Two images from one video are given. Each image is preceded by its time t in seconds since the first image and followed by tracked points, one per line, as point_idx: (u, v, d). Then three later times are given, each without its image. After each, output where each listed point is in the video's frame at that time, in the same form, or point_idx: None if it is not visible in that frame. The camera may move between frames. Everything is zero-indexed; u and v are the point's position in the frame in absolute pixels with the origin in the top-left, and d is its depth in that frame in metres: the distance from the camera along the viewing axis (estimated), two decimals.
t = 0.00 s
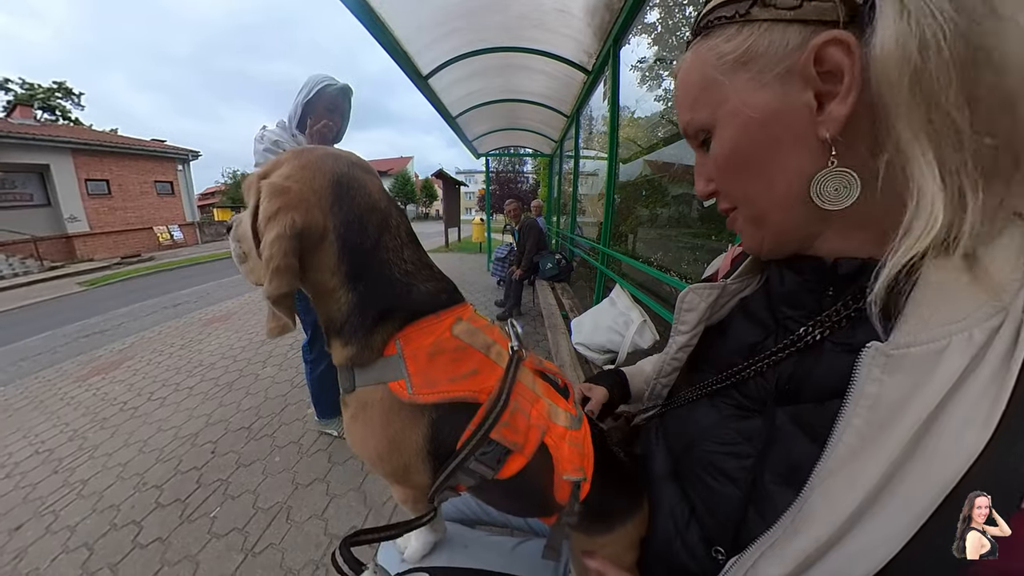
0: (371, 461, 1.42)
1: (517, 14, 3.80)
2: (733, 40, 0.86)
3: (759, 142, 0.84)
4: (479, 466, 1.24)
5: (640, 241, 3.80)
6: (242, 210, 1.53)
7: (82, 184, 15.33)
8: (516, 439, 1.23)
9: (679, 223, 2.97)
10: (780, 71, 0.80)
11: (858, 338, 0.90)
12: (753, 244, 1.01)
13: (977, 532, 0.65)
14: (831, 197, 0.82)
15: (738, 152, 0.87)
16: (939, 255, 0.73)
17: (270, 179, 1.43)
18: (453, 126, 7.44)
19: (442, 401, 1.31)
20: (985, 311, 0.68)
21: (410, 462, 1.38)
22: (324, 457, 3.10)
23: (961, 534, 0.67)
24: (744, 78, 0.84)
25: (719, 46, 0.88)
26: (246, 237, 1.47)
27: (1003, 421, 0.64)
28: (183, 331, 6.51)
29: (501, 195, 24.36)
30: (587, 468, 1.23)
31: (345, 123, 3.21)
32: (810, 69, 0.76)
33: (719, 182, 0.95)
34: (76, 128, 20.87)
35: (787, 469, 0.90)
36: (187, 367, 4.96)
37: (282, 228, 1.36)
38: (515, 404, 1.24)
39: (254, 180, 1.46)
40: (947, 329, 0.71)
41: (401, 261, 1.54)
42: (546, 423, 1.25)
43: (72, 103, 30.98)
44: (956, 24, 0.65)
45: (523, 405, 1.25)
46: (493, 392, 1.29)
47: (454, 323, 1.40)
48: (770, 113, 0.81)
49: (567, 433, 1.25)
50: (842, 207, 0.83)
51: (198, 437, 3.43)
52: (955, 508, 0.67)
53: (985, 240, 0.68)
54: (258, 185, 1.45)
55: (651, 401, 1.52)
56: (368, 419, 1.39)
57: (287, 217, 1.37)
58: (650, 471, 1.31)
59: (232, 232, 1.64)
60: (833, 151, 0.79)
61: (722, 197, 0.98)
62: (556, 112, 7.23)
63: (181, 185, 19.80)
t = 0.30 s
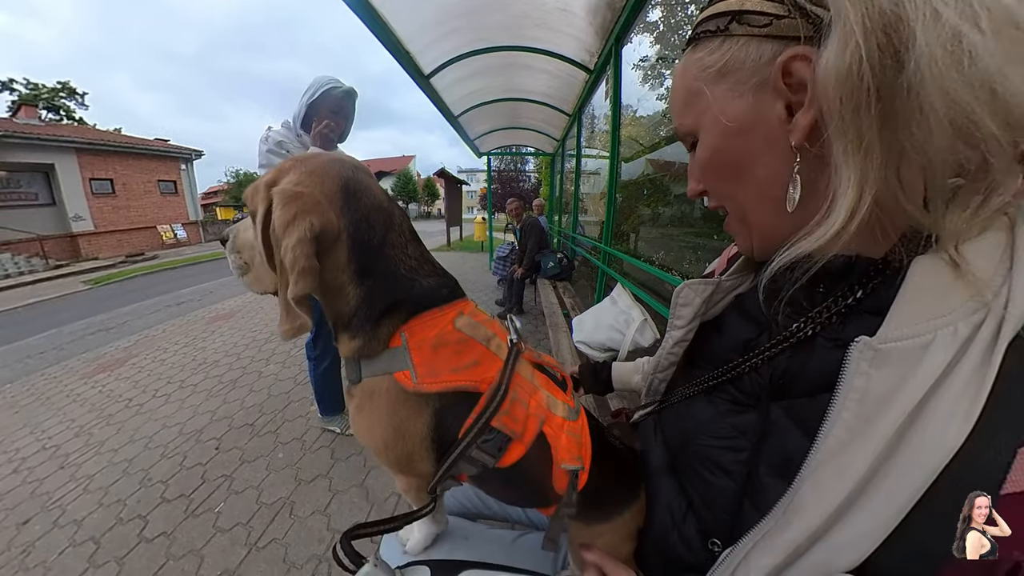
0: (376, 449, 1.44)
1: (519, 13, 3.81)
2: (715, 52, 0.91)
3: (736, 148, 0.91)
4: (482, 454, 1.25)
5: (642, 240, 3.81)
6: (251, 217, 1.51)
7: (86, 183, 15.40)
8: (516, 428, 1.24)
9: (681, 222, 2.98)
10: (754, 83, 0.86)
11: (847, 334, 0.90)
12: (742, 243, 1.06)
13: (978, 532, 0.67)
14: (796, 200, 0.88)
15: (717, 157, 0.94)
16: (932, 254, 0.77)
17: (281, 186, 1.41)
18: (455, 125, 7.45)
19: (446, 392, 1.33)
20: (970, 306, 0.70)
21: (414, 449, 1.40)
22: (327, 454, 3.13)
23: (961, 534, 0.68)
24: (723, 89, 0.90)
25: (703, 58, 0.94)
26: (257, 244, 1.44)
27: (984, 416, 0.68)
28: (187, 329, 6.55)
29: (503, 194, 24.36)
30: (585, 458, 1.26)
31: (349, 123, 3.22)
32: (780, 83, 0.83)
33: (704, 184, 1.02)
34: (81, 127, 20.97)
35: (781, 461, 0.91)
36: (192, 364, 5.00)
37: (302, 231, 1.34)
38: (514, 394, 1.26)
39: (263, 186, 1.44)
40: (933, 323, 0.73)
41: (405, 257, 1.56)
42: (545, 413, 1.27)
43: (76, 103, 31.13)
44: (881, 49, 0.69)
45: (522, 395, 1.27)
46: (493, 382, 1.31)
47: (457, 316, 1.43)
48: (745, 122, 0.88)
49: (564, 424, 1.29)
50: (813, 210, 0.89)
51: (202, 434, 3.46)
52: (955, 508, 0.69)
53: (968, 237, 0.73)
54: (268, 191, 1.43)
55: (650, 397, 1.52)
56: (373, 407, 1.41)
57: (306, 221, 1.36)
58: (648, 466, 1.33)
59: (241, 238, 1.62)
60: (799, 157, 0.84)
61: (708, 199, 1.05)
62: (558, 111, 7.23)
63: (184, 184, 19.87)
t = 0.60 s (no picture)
0: (374, 451, 1.44)
1: (521, 11, 3.80)
2: (718, 52, 0.90)
3: (743, 148, 0.90)
4: (482, 458, 1.25)
5: (644, 240, 3.80)
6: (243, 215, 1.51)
7: (91, 183, 15.48)
8: (517, 431, 1.23)
9: (683, 221, 2.97)
10: (762, 81, 0.85)
11: (858, 338, 0.90)
12: (747, 246, 1.05)
13: (977, 532, 0.67)
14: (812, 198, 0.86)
15: (724, 157, 0.93)
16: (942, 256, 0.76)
17: (275, 182, 1.41)
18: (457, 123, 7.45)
19: (446, 393, 1.32)
20: (984, 307, 0.69)
21: (413, 452, 1.39)
22: (328, 452, 3.14)
23: (960, 534, 0.68)
24: (729, 89, 0.89)
25: (706, 60, 0.94)
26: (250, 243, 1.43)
27: (1000, 418, 0.65)
28: (190, 327, 6.58)
29: (505, 192, 24.33)
30: (586, 461, 1.25)
31: (354, 123, 3.22)
32: (790, 79, 0.81)
33: (709, 186, 1.01)
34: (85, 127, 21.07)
35: (789, 466, 0.91)
36: (194, 363, 5.02)
37: (298, 230, 1.34)
38: (517, 395, 1.26)
39: (257, 184, 1.43)
40: (945, 326, 0.72)
41: (404, 256, 1.56)
42: (547, 415, 1.27)
43: (80, 102, 31.27)
44: (892, 40, 0.69)
45: (523, 397, 1.27)
46: (494, 384, 1.31)
47: (457, 316, 1.42)
48: (753, 121, 0.87)
49: (567, 426, 1.28)
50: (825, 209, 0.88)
51: (205, 432, 3.48)
52: (955, 508, 0.68)
53: (978, 238, 0.72)
54: (262, 189, 1.42)
55: (654, 400, 1.52)
56: (373, 408, 1.41)
57: (301, 219, 1.35)
58: (653, 469, 1.33)
59: (233, 237, 1.62)
60: (810, 154, 0.83)
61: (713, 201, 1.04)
62: (561, 109, 7.22)
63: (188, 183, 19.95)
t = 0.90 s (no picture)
0: (381, 449, 1.45)
1: (523, 10, 3.80)
2: (763, 16, 0.82)
3: (796, 126, 0.78)
4: (486, 454, 1.26)
5: (646, 239, 3.80)
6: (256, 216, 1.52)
7: (95, 182, 15.57)
8: (521, 429, 1.24)
9: (686, 221, 2.97)
10: (823, 48, 0.76)
11: (861, 340, 0.90)
12: (768, 243, 0.96)
13: (977, 532, 0.67)
14: (876, 188, 0.79)
15: (771, 136, 0.80)
16: (945, 261, 0.75)
17: (288, 183, 1.42)
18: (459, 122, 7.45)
19: (453, 392, 1.33)
20: (990, 311, 0.69)
21: (418, 450, 1.40)
22: (331, 450, 3.15)
23: (961, 534, 0.68)
24: (779, 55, 0.78)
25: (744, 24, 0.83)
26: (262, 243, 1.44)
27: (1005, 424, 0.65)
28: (193, 325, 6.63)
29: (506, 191, 24.37)
30: (588, 459, 1.25)
31: (361, 126, 3.23)
32: (857, 50, 0.74)
33: (739, 172, 0.88)
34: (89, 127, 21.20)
35: (791, 469, 0.91)
36: (198, 361, 5.05)
37: (312, 230, 1.34)
38: (520, 394, 1.26)
39: (270, 184, 1.45)
40: (950, 331, 0.72)
41: (413, 257, 1.57)
42: (550, 414, 1.27)
43: (84, 102, 31.43)
44: (983, 17, 0.67)
45: (528, 395, 1.27)
46: (500, 382, 1.31)
47: (464, 317, 1.43)
48: (812, 94, 0.76)
49: (569, 425, 1.28)
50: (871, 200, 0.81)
51: (209, 429, 3.50)
52: (956, 510, 0.68)
53: (995, 239, 0.72)
54: (275, 190, 1.43)
55: (653, 400, 1.51)
56: (380, 407, 1.42)
57: (315, 219, 1.36)
58: (652, 469, 1.33)
59: (244, 237, 1.63)
60: (877, 138, 0.76)
61: (740, 191, 0.91)
62: (563, 108, 7.22)
63: (191, 182, 20.03)
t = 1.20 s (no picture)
0: (383, 442, 1.46)
1: (525, 9, 3.81)
2: (757, 23, 0.82)
3: (790, 127, 0.79)
4: (488, 447, 1.27)
5: (648, 238, 3.80)
6: (265, 212, 1.53)
7: (99, 181, 15.64)
8: (522, 423, 1.25)
9: (688, 220, 2.97)
10: (815, 53, 0.77)
11: (851, 333, 0.91)
12: (767, 242, 0.97)
13: (977, 532, 0.69)
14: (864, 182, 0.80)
15: (768, 137, 0.81)
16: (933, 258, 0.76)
17: (297, 182, 1.43)
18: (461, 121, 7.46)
19: (456, 386, 1.34)
20: (974, 306, 0.70)
21: (421, 445, 1.41)
22: (334, 447, 3.17)
23: (961, 534, 0.70)
24: (773, 60, 0.79)
25: (740, 30, 0.84)
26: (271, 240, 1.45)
27: (988, 415, 0.68)
28: (197, 324, 6.66)
29: (509, 190, 24.37)
30: (588, 454, 1.27)
31: (367, 127, 3.24)
32: (846, 54, 0.75)
33: (737, 173, 0.88)
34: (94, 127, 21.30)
35: (783, 460, 0.92)
36: (202, 358, 5.08)
37: (323, 229, 1.36)
38: (521, 389, 1.27)
39: (280, 182, 1.45)
40: (934, 325, 0.73)
41: (417, 255, 1.58)
42: (550, 410, 1.28)
43: (89, 102, 31.58)
44: (961, 21, 0.68)
45: (528, 391, 1.28)
46: (501, 377, 1.32)
47: (466, 313, 1.44)
48: (804, 96, 0.77)
49: (569, 421, 1.30)
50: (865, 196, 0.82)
51: (213, 426, 3.52)
52: (956, 509, 0.70)
53: (983, 235, 0.73)
54: (285, 188, 1.44)
55: (652, 397, 1.53)
56: (383, 402, 1.43)
57: (325, 218, 1.38)
58: (650, 465, 1.34)
59: (251, 232, 1.64)
60: (867, 137, 0.78)
61: (738, 191, 0.91)
62: (565, 107, 7.22)
63: (194, 182, 20.10)
